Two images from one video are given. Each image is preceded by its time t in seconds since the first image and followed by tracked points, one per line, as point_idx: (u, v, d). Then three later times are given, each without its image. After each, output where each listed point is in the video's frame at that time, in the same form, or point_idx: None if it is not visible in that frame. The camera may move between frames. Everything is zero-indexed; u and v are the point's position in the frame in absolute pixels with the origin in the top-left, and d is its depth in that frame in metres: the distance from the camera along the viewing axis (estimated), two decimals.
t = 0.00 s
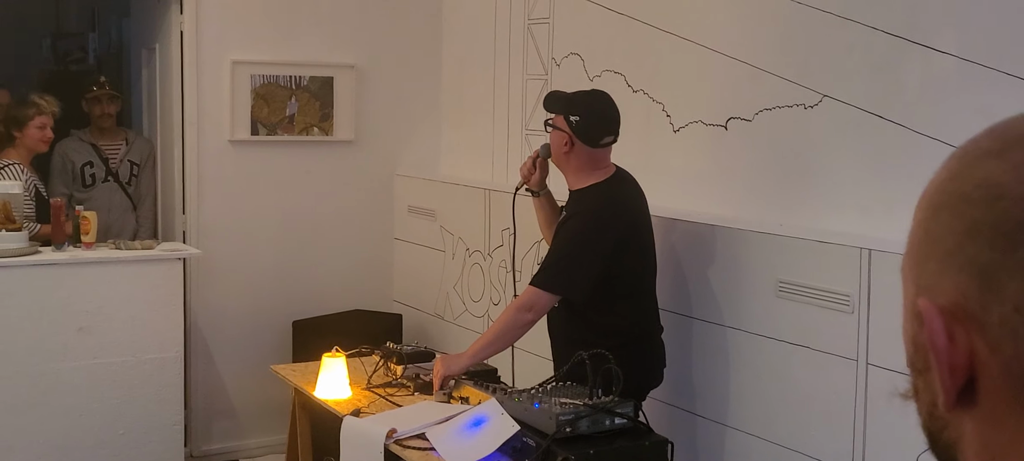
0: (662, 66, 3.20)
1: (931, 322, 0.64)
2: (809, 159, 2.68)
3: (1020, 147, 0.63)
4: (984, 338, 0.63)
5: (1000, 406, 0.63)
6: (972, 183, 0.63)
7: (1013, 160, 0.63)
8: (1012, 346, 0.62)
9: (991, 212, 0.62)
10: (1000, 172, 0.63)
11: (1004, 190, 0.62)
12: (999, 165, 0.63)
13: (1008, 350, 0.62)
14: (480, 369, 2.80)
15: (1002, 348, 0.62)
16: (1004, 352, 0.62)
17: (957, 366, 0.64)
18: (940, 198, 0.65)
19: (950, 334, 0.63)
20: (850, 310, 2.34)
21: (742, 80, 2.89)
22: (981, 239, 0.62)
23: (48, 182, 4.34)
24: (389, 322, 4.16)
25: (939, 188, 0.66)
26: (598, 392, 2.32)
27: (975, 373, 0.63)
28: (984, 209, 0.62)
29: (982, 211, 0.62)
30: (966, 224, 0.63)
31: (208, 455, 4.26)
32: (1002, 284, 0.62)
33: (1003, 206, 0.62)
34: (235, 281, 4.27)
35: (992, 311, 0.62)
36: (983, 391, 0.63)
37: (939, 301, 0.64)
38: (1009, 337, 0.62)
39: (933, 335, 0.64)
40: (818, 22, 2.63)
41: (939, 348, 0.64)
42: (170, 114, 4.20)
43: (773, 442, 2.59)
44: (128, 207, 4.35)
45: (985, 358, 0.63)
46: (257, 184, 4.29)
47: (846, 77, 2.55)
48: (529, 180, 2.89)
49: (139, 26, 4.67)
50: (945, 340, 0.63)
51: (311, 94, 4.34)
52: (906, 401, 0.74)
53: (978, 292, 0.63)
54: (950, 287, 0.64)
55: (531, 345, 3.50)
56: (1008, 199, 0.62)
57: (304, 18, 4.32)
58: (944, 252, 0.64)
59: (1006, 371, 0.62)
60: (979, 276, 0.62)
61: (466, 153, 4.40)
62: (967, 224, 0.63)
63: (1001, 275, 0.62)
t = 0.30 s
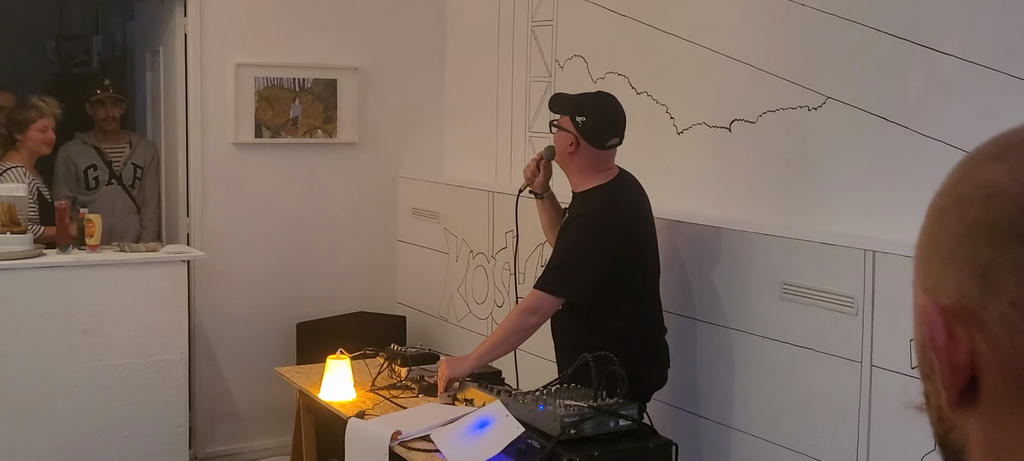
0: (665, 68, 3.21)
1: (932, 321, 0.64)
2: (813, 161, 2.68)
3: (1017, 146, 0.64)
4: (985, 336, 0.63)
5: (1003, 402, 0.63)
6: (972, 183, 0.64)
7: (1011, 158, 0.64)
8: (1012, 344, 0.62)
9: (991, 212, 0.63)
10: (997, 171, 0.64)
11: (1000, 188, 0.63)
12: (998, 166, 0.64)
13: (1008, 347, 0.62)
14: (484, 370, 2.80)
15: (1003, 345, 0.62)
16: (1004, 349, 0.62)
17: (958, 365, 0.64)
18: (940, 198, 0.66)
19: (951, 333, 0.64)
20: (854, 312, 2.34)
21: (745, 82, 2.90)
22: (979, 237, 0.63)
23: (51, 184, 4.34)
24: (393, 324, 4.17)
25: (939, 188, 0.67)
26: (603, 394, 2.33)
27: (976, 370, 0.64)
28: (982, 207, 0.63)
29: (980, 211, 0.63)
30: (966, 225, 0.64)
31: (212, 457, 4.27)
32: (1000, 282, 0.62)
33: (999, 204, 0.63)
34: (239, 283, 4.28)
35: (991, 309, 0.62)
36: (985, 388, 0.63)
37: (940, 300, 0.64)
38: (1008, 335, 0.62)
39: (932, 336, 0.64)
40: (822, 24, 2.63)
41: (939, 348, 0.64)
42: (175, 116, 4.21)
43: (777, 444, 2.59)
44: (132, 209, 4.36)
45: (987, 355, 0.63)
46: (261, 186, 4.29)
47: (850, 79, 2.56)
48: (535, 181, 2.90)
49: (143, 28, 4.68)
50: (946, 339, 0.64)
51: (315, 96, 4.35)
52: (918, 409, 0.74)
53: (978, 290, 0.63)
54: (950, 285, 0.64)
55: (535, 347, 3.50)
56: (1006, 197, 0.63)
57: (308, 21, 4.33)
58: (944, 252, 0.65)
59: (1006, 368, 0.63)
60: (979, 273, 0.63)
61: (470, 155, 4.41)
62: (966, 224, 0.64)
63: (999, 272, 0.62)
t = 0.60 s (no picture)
0: (669, 69, 3.21)
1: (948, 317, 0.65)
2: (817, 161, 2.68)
3: None
4: (1000, 334, 0.63)
5: (1018, 398, 0.63)
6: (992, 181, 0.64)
7: None
8: None
9: (1011, 210, 0.63)
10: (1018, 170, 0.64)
11: (1021, 187, 0.63)
12: (1017, 163, 0.64)
13: None
14: (488, 370, 2.81)
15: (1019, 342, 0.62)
16: (1019, 346, 0.62)
17: (972, 361, 0.64)
18: (963, 194, 0.66)
19: (967, 329, 0.64)
20: (859, 311, 2.34)
21: (750, 83, 2.90)
22: (999, 236, 0.63)
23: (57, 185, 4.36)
24: (397, 325, 4.18)
25: (963, 186, 0.67)
26: (608, 394, 2.33)
27: (992, 367, 0.64)
28: (1002, 206, 0.63)
29: (999, 209, 0.63)
30: (984, 221, 0.64)
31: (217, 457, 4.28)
32: (1017, 279, 0.63)
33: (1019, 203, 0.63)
34: (244, 283, 4.29)
35: (1007, 306, 0.63)
36: (1000, 385, 0.64)
37: (959, 297, 0.65)
38: None
39: (948, 331, 0.65)
40: (827, 25, 2.63)
41: (954, 344, 0.64)
42: (179, 117, 4.22)
43: (781, 444, 2.59)
44: (136, 210, 4.36)
45: (1002, 352, 0.63)
46: (265, 187, 4.30)
47: (854, 79, 2.56)
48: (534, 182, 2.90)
49: (147, 29, 4.69)
50: (961, 335, 0.64)
51: (319, 97, 4.36)
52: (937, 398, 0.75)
53: (994, 287, 0.63)
54: (968, 282, 0.64)
55: (539, 347, 3.51)
56: None
57: (312, 22, 4.34)
58: (963, 249, 0.65)
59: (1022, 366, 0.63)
60: (997, 270, 0.63)
61: (474, 155, 4.41)
62: (986, 222, 0.64)
63: (1016, 270, 0.62)
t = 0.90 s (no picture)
0: (671, 72, 3.21)
1: (942, 326, 0.64)
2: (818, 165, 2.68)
3: None
4: (994, 340, 0.63)
5: (1014, 407, 0.63)
6: (976, 187, 0.64)
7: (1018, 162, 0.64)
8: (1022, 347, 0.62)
9: (998, 214, 0.63)
10: (1001, 173, 0.64)
11: (1006, 191, 0.63)
12: (1006, 168, 0.64)
13: (1018, 351, 0.62)
14: (490, 374, 2.81)
15: (1013, 348, 0.62)
16: (1014, 353, 0.62)
17: (968, 368, 0.64)
18: (946, 202, 0.66)
19: (961, 337, 0.64)
20: (860, 314, 2.33)
21: (751, 86, 2.90)
22: (987, 241, 0.63)
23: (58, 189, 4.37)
24: (399, 327, 4.16)
25: (945, 193, 0.67)
26: (609, 397, 2.33)
27: (987, 374, 0.63)
28: (988, 210, 0.63)
29: (985, 214, 0.64)
30: (973, 227, 0.64)
31: None
32: (1008, 284, 0.62)
33: (1006, 206, 0.63)
34: (245, 287, 4.29)
35: (1000, 311, 0.62)
36: (997, 395, 0.63)
37: (949, 305, 0.65)
38: (1018, 337, 0.62)
39: (942, 340, 0.64)
40: (828, 28, 2.63)
41: (949, 352, 0.64)
42: (180, 122, 4.22)
43: (779, 446, 2.58)
44: (137, 213, 4.36)
45: (997, 359, 0.63)
46: (266, 191, 4.30)
47: (855, 82, 2.56)
48: (522, 189, 2.90)
49: (148, 34, 4.70)
50: (956, 343, 0.64)
51: (320, 101, 4.36)
52: (922, 417, 0.74)
53: (986, 294, 0.63)
54: (958, 290, 0.64)
55: (541, 351, 3.50)
56: (1012, 200, 0.63)
57: (313, 26, 4.34)
58: (951, 256, 0.65)
59: (1017, 372, 0.62)
60: (988, 276, 0.63)
61: (476, 158, 4.41)
62: (973, 227, 0.64)
63: (1007, 275, 0.62)
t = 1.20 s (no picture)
0: (675, 74, 3.21)
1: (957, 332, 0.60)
2: (823, 166, 2.67)
3: None
4: (1010, 348, 0.59)
5: None
6: (999, 190, 0.61)
7: None
8: None
9: (1016, 220, 0.60)
10: None
11: None
12: None
13: None
14: (495, 376, 2.82)
15: None
16: None
17: (981, 375, 0.60)
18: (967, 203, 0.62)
19: (975, 343, 0.60)
20: (865, 316, 2.33)
21: (755, 87, 2.89)
22: (1007, 246, 0.60)
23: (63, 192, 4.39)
24: (403, 329, 4.16)
25: (966, 192, 0.63)
26: (613, 399, 2.32)
27: (1002, 383, 0.60)
28: (1009, 215, 0.60)
29: (1006, 220, 0.60)
30: (993, 232, 0.60)
31: None
32: None
33: None
34: (249, 290, 4.29)
35: (1018, 318, 0.59)
36: (1010, 401, 0.60)
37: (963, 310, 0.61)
38: None
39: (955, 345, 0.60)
40: (832, 29, 2.63)
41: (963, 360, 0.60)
42: (184, 125, 4.23)
43: (785, 448, 2.57)
44: (142, 217, 4.36)
45: (1013, 367, 0.59)
46: (271, 193, 4.31)
47: (859, 83, 2.55)
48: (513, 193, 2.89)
49: (152, 37, 4.70)
50: (971, 349, 0.60)
51: (324, 103, 4.36)
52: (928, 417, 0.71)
53: (1004, 299, 0.60)
54: (974, 294, 0.61)
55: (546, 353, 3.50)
56: None
57: (317, 29, 4.34)
58: (966, 259, 0.61)
59: None
60: (1005, 281, 0.60)
61: (480, 160, 4.41)
62: (992, 232, 0.60)
63: None
